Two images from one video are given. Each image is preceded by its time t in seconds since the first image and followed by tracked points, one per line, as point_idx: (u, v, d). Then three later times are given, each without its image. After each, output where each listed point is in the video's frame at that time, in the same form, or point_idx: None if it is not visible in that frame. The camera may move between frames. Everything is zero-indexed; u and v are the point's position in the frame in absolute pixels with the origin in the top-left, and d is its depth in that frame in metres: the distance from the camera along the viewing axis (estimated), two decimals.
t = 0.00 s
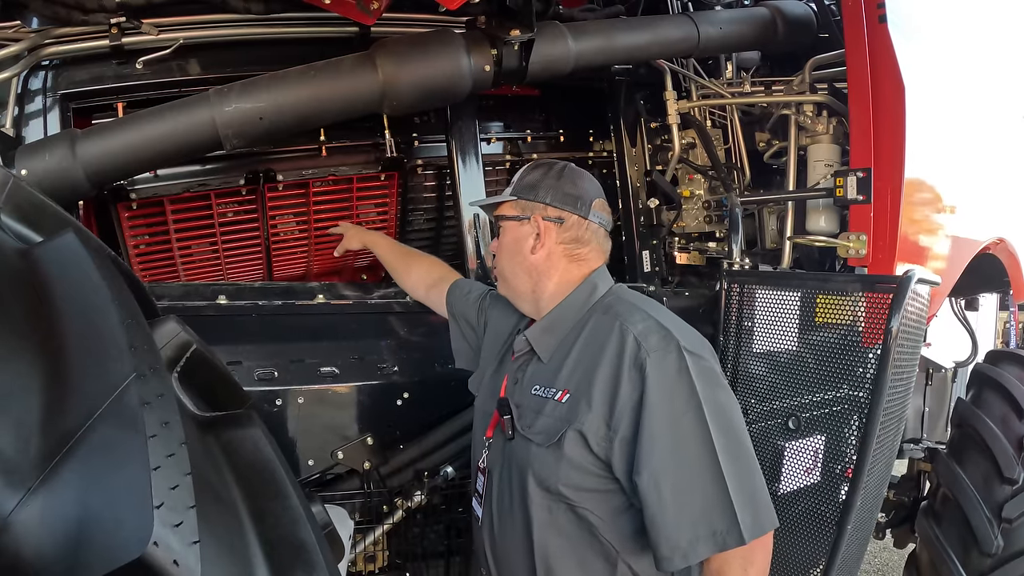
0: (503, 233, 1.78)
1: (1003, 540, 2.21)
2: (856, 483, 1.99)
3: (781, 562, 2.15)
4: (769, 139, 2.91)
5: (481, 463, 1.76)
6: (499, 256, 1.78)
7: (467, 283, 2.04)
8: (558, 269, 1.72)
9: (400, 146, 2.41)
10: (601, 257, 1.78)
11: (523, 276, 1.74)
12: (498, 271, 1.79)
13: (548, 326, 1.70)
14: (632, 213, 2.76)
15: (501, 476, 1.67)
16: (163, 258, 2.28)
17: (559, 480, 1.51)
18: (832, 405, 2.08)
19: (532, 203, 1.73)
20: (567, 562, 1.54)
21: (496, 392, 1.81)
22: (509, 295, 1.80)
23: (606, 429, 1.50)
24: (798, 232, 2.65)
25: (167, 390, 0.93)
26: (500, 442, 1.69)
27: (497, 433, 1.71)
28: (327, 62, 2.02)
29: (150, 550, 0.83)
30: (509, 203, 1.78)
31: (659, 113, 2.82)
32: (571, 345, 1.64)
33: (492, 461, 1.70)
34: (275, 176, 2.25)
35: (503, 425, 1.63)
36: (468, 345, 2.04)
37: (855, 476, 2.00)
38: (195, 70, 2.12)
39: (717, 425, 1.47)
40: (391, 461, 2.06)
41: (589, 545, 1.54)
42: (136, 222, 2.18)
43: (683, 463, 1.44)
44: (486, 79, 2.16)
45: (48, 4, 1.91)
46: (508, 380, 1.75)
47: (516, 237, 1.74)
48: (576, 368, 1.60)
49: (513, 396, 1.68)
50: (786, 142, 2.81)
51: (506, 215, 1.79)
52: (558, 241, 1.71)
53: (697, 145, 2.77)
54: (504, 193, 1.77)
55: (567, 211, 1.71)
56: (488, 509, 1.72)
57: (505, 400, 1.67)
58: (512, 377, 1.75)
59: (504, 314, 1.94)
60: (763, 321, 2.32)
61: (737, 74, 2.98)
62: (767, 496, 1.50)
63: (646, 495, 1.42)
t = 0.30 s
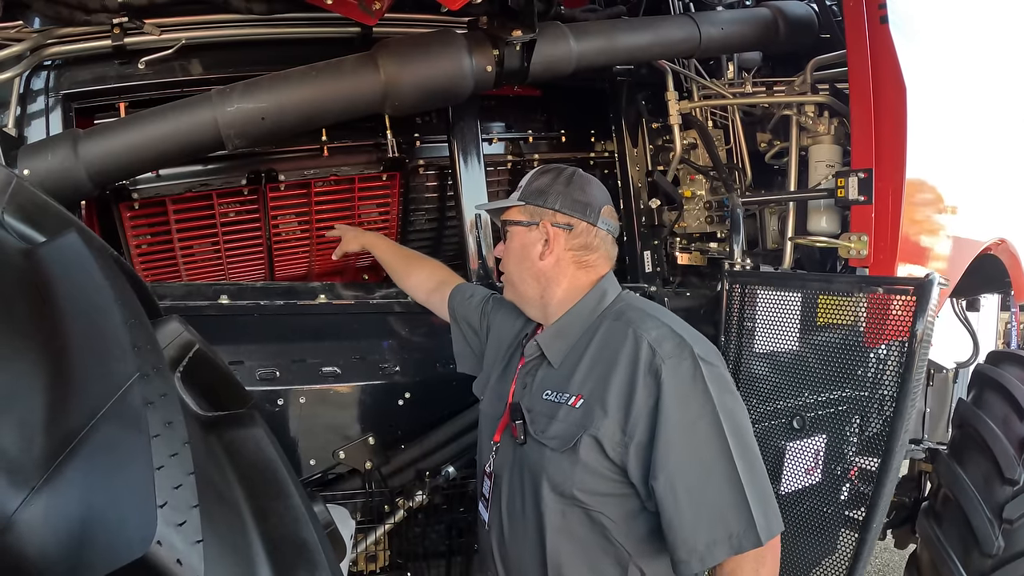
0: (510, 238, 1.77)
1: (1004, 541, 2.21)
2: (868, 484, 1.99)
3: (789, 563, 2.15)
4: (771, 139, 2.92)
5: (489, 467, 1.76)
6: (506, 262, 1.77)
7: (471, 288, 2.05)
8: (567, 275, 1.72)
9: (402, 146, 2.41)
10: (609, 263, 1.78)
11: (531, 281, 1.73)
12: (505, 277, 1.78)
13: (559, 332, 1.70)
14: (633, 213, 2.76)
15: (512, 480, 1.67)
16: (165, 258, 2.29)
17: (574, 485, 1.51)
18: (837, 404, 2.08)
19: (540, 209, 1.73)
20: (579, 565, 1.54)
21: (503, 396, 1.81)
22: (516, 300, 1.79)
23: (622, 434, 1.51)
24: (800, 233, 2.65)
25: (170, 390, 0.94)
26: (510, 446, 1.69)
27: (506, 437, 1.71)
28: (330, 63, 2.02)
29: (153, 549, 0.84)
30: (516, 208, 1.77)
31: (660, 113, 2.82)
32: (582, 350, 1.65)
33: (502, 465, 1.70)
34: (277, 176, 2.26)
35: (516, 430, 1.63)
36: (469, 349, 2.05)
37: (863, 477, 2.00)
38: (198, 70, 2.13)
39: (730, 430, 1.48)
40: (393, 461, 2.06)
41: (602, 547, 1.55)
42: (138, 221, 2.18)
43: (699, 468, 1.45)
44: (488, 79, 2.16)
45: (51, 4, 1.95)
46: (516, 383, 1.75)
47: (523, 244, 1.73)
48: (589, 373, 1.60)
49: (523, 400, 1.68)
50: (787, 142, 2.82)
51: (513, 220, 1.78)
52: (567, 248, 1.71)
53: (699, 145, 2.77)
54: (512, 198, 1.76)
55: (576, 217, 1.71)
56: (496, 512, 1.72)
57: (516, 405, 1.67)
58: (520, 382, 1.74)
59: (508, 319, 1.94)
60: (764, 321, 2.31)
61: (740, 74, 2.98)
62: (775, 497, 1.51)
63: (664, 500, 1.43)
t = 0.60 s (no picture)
0: (513, 238, 1.77)
1: (1005, 541, 2.22)
2: (875, 483, 2.00)
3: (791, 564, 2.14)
4: (772, 140, 2.93)
5: (491, 467, 1.75)
6: (508, 262, 1.77)
7: (472, 287, 2.05)
8: (569, 275, 1.72)
9: (403, 146, 2.41)
10: (611, 264, 1.78)
11: (534, 282, 1.73)
12: (507, 276, 1.78)
13: (563, 332, 1.70)
14: (635, 214, 2.77)
15: (516, 480, 1.67)
16: (166, 258, 2.29)
17: (581, 485, 1.51)
18: (842, 405, 2.08)
19: (542, 209, 1.73)
20: (584, 565, 1.54)
21: (507, 397, 1.81)
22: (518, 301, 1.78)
23: (628, 435, 1.51)
24: (801, 233, 2.65)
25: (172, 390, 0.93)
26: (514, 446, 1.69)
27: (510, 437, 1.71)
28: (331, 63, 2.03)
29: (155, 548, 0.85)
30: (519, 207, 1.77)
31: (661, 114, 2.83)
32: (588, 351, 1.65)
33: (505, 465, 1.70)
34: (279, 176, 2.26)
35: (521, 431, 1.63)
36: (470, 349, 2.05)
37: (865, 476, 2.02)
38: (199, 70, 2.13)
39: (736, 430, 1.49)
40: (394, 461, 2.06)
41: (606, 547, 1.54)
42: (139, 221, 2.18)
43: (706, 468, 1.45)
44: (490, 79, 2.16)
45: (53, 3, 1.95)
46: (519, 384, 1.74)
47: (526, 243, 1.73)
48: (595, 374, 1.60)
49: (528, 401, 1.68)
50: (788, 143, 2.82)
51: (516, 220, 1.78)
52: (570, 248, 1.71)
53: (700, 146, 2.78)
54: (514, 198, 1.77)
55: (579, 217, 1.71)
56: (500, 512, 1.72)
57: (521, 405, 1.67)
58: (524, 381, 1.73)
59: (508, 319, 1.94)
60: (764, 321, 2.28)
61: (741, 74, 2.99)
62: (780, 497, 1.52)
63: (671, 500, 1.43)
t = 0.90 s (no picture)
0: (517, 237, 1.78)
1: (1005, 542, 2.23)
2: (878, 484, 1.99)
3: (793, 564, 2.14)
4: (773, 140, 2.93)
5: (494, 469, 1.75)
6: (512, 260, 1.77)
7: (472, 287, 2.06)
8: (575, 275, 1.72)
9: (404, 146, 2.41)
10: (616, 265, 1.78)
11: (538, 281, 1.73)
12: (511, 275, 1.78)
13: (567, 332, 1.69)
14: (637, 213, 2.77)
15: (521, 481, 1.67)
16: (167, 257, 2.29)
17: (587, 488, 1.51)
18: (843, 405, 2.08)
19: (548, 208, 1.73)
20: (589, 566, 1.54)
21: (509, 398, 1.81)
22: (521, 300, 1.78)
23: (636, 438, 1.51)
24: (803, 233, 2.65)
25: (174, 389, 0.93)
26: (518, 447, 1.69)
27: (513, 437, 1.72)
28: (332, 63, 2.03)
29: (156, 548, 0.84)
30: (523, 206, 1.77)
31: (662, 114, 2.83)
32: (593, 352, 1.65)
33: (510, 466, 1.70)
34: (280, 176, 2.25)
35: (526, 433, 1.63)
36: (471, 349, 2.05)
37: (867, 477, 2.02)
38: (200, 70, 2.13)
39: (744, 431, 1.48)
40: (395, 460, 2.05)
41: (613, 548, 1.54)
42: (140, 221, 2.18)
43: (715, 470, 1.45)
44: (491, 79, 2.16)
45: (53, 3, 1.95)
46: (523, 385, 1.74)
47: (531, 242, 1.74)
48: (601, 376, 1.60)
49: (533, 402, 1.68)
50: (790, 143, 2.82)
51: (521, 219, 1.78)
52: (575, 248, 1.71)
53: (702, 146, 2.77)
54: (519, 196, 1.77)
55: (585, 217, 1.72)
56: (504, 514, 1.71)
57: (526, 406, 1.67)
58: (527, 382, 1.74)
59: (509, 318, 1.94)
60: (765, 321, 2.30)
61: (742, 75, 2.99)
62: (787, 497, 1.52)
63: (681, 502, 1.43)
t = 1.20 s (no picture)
0: (518, 236, 1.77)
1: (1006, 543, 2.21)
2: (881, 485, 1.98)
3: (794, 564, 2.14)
4: (774, 140, 2.92)
5: (496, 470, 1.75)
6: (514, 260, 1.77)
7: (473, 287, 2.06)
8: (578, 276, 1.72)
9: (405, 146, 2.41)
10: (618, 264, 1.79)
11: (541, 281, 1.73)
12: (512, 274, 1.78)
13: (570, 334, 1.69)
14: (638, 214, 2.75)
15: (524, 482, 1.67)
16: (169, 257, 2.29)
17: (592, 490, 1.51)
18: (843, 405, 2.08)
19: (550, 207, 1.73)
20: (592, 567, 1.54)
21: (511, 398, 1.81)
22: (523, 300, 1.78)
23: (641, 440, 1.50)
24: (804, 234, 2.65)
25: (174, 389, 0.93)
26: (521, 448, 1.69)
27: (515, 438, 1.72)
28: (333, 63, 2.02)
29: (157, 547, 0.84)
30: (524, 205, 1.77)
31: (664, 114, 2.83)
32: (597, 354, 1.65)
33: (512, 467, 1.70)
34: (280, 176, 2.25)
35: (529, 434, 1.62)
36: (472, 348, 2.05)
37: (867, 478, 2.01)
38: (202, 70, 2.13)
39: (750, 433, 1.48)
40: (396, 461, 2.05)
41: (617, 550, 1.54)
42: (141, 221, 2.18)
43: (722, 472, 1.44)
44: (492, 80, 2.16)
45: (55, 2, 1.97)
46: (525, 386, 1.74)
47: (533, 242, 1.73)
48: (605, 378, 1.60)
49: (536, 404, 1.68)
50: (791, 143, 2.82)
51: (522, 218, 1.77)
52: (579, 248, 1.72)
53: (702, 146, 2.77)
54: (520, 196, 1.75)
55: (589, 217, 1.72)
56: (507, 515, 1.71)
57: (530, 408, 1.66)
58: (530, 383, 1.74)
59: (510, 318, 1.94)
60: (765, 321, 2.30)
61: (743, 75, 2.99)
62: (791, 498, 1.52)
63: (687, 504, 1.43)
